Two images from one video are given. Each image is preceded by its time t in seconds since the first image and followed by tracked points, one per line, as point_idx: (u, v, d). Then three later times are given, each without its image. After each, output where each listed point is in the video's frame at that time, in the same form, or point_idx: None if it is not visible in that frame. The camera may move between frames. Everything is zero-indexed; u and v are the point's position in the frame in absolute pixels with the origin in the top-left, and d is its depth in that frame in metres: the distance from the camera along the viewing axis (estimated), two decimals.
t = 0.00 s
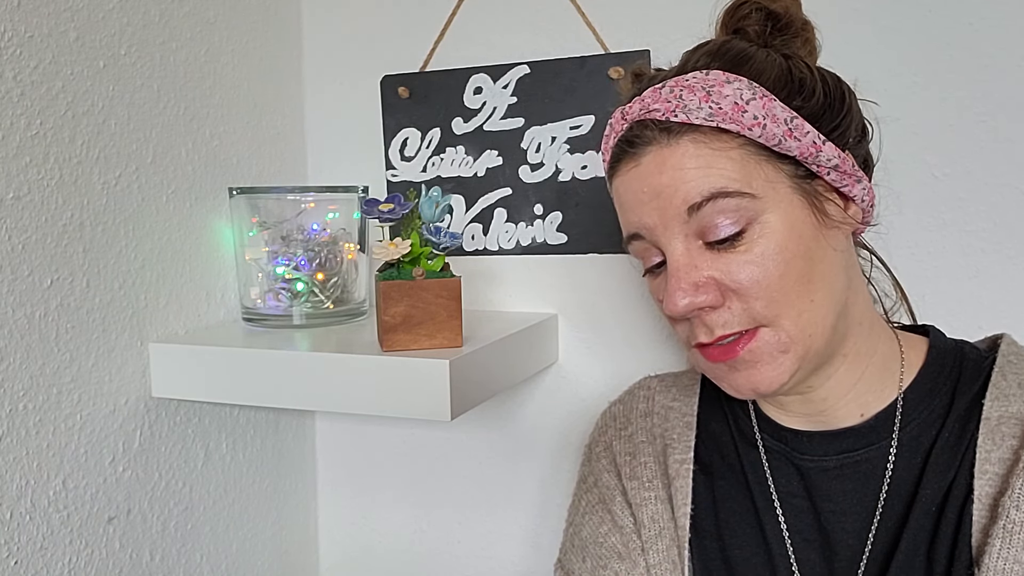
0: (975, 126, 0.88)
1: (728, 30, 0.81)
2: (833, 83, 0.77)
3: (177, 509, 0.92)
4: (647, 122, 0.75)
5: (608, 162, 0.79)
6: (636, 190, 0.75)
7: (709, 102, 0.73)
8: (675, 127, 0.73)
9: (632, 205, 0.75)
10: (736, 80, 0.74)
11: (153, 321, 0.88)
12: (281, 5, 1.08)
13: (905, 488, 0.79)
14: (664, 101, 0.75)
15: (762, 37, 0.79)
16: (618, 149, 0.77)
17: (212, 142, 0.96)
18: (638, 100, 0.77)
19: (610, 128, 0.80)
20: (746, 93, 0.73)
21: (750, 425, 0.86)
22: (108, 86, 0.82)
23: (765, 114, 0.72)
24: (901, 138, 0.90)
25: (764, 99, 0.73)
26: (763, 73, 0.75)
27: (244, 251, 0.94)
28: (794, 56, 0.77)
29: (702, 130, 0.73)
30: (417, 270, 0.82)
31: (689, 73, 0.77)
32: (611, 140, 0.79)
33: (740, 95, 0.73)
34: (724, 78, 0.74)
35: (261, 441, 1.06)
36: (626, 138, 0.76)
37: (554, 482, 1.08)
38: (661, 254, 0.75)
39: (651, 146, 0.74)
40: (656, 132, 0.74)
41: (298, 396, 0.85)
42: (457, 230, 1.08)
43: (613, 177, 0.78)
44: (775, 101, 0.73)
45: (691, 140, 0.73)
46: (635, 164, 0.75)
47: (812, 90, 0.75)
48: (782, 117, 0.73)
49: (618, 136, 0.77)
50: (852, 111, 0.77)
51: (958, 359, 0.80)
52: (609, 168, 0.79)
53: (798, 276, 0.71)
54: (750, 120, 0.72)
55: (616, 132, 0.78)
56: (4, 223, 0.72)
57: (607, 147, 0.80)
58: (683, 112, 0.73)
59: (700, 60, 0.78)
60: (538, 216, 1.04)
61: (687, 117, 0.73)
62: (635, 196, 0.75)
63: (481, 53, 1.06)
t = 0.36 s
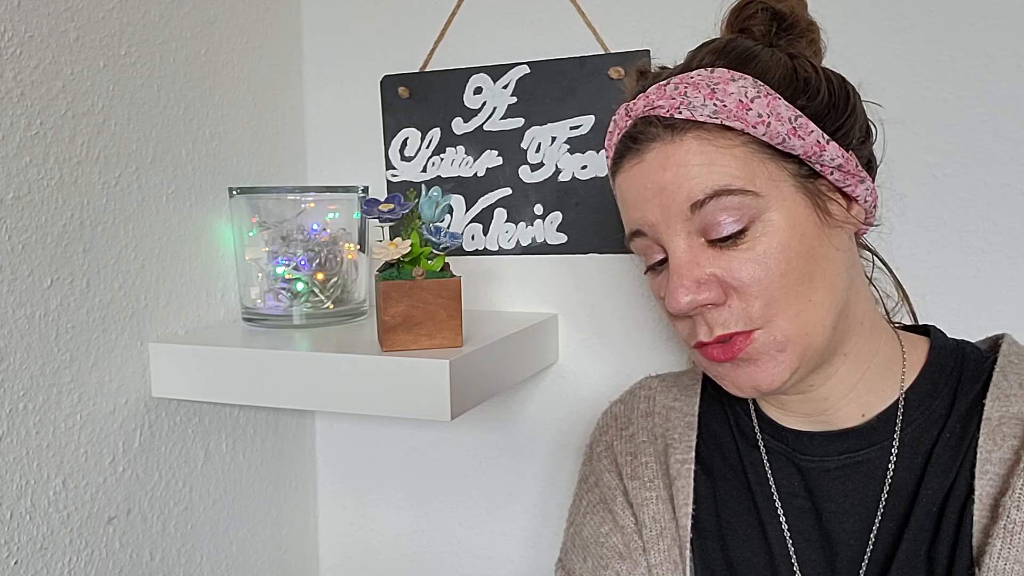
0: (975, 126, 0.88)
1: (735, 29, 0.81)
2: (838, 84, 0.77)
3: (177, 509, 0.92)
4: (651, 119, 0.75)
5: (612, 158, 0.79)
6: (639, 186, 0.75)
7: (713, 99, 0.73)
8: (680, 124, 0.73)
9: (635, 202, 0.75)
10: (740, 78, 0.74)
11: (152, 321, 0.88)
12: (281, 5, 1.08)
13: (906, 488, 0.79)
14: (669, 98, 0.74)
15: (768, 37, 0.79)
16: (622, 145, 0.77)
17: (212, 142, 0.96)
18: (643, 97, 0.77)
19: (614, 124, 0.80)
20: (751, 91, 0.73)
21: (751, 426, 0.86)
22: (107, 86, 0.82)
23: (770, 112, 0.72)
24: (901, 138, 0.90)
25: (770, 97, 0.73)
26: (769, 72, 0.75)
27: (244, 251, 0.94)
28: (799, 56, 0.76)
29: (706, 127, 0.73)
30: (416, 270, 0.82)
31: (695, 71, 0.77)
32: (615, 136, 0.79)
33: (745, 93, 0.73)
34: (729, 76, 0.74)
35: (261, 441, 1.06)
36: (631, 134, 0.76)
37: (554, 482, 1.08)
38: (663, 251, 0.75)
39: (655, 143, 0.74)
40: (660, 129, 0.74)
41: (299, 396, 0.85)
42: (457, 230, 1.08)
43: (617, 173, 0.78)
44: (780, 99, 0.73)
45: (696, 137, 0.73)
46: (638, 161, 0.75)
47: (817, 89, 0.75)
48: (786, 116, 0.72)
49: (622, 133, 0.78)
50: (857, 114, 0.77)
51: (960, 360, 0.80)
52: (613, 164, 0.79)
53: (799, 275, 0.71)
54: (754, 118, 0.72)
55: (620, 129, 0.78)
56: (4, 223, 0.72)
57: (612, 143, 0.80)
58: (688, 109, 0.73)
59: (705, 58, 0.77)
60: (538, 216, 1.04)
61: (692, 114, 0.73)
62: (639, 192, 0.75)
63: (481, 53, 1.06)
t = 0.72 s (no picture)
0: (975, 126, 0.88)
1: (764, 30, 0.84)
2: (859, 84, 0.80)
3: (177, 509, 0.92)
4: (704, 69, 0.76)
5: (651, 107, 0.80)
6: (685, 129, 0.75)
7: (769, 61, 0.74)
8: (734, 77, 0.75)
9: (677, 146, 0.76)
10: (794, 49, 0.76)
11: (152, 321, 0.88)
12: (281, 5, 1.08)
13: (900, 486, 0.78)
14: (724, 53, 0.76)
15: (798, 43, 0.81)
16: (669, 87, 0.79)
17: (212, 142, 0.96)
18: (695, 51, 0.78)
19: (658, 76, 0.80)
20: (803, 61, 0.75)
21: (747, 424, 0.85)
22: (107, 86, 0.82)
23: (818, 85, 0.74)
24: (900, 137, 0.90)
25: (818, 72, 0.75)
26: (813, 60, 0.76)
27: (244, 251, 0.94)
28: (832, 58, 0.79)
29: (758, 83, 0.74)
30: (416, 270, 0.82)
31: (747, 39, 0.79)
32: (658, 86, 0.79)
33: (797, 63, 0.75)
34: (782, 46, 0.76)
35: (261, 441, 1.06)
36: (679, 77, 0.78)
37: (553, 481, 1.08)
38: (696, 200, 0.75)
39: (707, 92, 0.75)
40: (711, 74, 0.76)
41: (298, 396, 0.85)
42: (457, 230, 1.08)
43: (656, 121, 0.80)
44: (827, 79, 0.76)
45: (747, 85, 0.75)
46: (685, 102, 0.77)
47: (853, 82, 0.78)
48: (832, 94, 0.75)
49: (669, 81, 0.78)
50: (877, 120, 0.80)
51: (953, 359, 0.81)
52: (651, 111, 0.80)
53: (827, 238, 0.72)
54: (804, 86, 0.74)
55: (665, 79, 0.79)
56: (4, 223, 0.72)
57: (651, 97, 0.80)
58: (743, 63, 0.74)
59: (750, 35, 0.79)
60: (538, 216, 1.04)
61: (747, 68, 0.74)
62: (681, 131, 0.76)
63: (481, 53, 1.06)
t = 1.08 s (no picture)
0: (975, 126, 0.88)
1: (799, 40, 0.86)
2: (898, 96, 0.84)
3: (177, 509, 0.92)
4: (775, 44, 0.79)
5: (713, 70, 0.81)
6: (754, 93, 0.77)
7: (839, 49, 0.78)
8: (805, 57, 0.78)
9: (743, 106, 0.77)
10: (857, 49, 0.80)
11: (152, 321, 0.88)
12: (281, 5, 1.08)
13: (897, 487, 0.78)
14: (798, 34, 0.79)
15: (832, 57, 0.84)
16: (740, 52, 0.80)
17: (212, 142, 0.96)
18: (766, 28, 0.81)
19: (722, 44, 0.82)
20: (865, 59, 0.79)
21: (744, 425, 0.85)
22: (107, 86, 0.82)
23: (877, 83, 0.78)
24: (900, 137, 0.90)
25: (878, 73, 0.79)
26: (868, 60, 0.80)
27: (244, 251, 0.94)
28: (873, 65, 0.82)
29: (829, 68, 0.78)
30: (416, 270, 0.82)
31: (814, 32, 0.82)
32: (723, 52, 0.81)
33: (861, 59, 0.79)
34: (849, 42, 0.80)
35: (261, 441, 1.06)
36: (751, 45, 0.80)
37: (553, 481, 1.08)
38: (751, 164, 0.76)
39: (779, 65, 0.78)
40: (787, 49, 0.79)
41: (297, 396, 0.85)
42: (457, 230, 1.08)
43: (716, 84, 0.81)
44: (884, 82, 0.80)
45: (822, 68, 0.77)
46: (756, 71, 0.78)
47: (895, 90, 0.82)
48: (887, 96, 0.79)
49: (736, 49, 0.80)
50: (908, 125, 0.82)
51: (950, 360, 0.81)
52: (712, 74, 0.81)
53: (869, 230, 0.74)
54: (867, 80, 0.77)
55: (731, 47, 0.81)
56: (4, 223, 0.72)
57: (711, 63, 0.81)
58: (819, 43, 0.78)
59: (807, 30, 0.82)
60: (538, 216, 1.04)
61: (822, 48, 0.78)
62: (747, 95, 0.77)
63: (480, 53, 1.05)
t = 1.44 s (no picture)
0: (975, 126, 0.88)
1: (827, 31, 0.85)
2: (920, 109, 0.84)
3: (177, 509, 0.92)
4: (817, 40, 0.79)
5: (751, 60, 0.80)
6: (794, 88, 0.77)
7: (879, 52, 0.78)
8: (848, 56, 0.78)
9: (781, 101, 0.77)
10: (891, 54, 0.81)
11: (152, 321, 0.88)
12: (280, 5, 1.08)
13: (894, 488, 0.78)
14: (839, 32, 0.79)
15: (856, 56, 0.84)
16: (781, 44, 0.80)
17: (212, 142, 0.96)
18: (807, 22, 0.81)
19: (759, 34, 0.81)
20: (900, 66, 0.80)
21: (742, 425, 0.85)
22: (107, 86, 0.82)
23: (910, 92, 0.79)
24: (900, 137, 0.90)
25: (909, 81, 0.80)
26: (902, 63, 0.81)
27: (244, 251, 0.94)
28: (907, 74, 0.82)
29: (868, 70, 0.78)
30: (416, 270, 0.82)
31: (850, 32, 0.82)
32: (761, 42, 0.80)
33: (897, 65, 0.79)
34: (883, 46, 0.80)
35: (261, 441, 1.06)
36: (792, 39, 0.80)
37: (553, 481, 1.08)
38: (782, 161, 0.76)
39: (820, 62, 0.78)
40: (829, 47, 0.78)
41: (297, 395, 0.85)
42: (457, 230, 1.08)
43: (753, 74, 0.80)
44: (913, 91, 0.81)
45: (863, 71, 0.78)
46: (797, 66, 0.78)
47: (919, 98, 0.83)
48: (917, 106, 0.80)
49: (776, 39, 0.80)
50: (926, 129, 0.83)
51: (947, 361, 0.81)
52: (748, 64, 0.80)
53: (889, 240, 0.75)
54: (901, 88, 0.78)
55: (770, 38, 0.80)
56: (4, 223, 0.72)
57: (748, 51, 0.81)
58: (861, 43, 0.78)
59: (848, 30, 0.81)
60: (538, 216, 1.04)
61: (865, 49, 0.78)
62: (785, 89, 0.77)
63: (480, 53, 1.05)
